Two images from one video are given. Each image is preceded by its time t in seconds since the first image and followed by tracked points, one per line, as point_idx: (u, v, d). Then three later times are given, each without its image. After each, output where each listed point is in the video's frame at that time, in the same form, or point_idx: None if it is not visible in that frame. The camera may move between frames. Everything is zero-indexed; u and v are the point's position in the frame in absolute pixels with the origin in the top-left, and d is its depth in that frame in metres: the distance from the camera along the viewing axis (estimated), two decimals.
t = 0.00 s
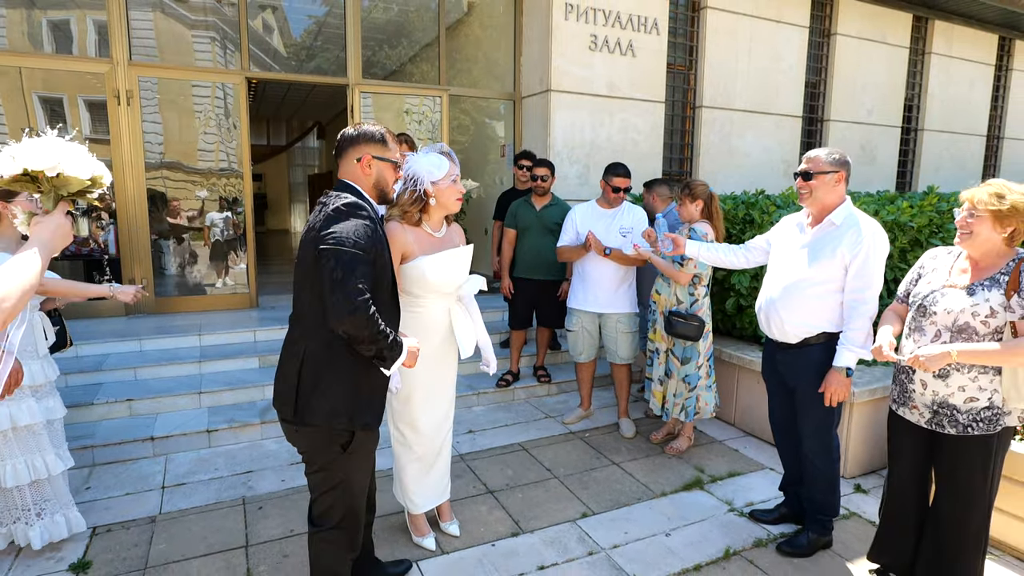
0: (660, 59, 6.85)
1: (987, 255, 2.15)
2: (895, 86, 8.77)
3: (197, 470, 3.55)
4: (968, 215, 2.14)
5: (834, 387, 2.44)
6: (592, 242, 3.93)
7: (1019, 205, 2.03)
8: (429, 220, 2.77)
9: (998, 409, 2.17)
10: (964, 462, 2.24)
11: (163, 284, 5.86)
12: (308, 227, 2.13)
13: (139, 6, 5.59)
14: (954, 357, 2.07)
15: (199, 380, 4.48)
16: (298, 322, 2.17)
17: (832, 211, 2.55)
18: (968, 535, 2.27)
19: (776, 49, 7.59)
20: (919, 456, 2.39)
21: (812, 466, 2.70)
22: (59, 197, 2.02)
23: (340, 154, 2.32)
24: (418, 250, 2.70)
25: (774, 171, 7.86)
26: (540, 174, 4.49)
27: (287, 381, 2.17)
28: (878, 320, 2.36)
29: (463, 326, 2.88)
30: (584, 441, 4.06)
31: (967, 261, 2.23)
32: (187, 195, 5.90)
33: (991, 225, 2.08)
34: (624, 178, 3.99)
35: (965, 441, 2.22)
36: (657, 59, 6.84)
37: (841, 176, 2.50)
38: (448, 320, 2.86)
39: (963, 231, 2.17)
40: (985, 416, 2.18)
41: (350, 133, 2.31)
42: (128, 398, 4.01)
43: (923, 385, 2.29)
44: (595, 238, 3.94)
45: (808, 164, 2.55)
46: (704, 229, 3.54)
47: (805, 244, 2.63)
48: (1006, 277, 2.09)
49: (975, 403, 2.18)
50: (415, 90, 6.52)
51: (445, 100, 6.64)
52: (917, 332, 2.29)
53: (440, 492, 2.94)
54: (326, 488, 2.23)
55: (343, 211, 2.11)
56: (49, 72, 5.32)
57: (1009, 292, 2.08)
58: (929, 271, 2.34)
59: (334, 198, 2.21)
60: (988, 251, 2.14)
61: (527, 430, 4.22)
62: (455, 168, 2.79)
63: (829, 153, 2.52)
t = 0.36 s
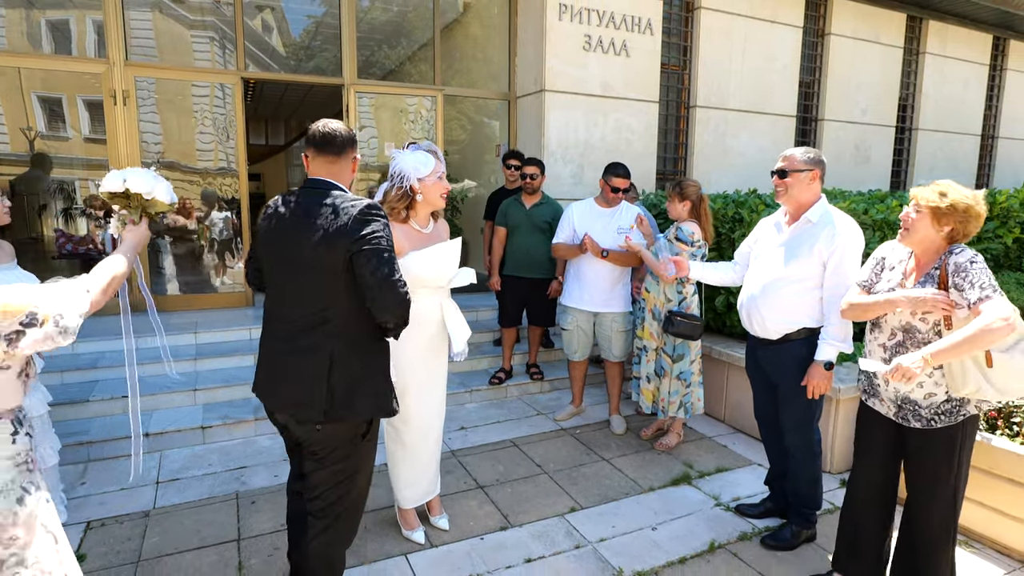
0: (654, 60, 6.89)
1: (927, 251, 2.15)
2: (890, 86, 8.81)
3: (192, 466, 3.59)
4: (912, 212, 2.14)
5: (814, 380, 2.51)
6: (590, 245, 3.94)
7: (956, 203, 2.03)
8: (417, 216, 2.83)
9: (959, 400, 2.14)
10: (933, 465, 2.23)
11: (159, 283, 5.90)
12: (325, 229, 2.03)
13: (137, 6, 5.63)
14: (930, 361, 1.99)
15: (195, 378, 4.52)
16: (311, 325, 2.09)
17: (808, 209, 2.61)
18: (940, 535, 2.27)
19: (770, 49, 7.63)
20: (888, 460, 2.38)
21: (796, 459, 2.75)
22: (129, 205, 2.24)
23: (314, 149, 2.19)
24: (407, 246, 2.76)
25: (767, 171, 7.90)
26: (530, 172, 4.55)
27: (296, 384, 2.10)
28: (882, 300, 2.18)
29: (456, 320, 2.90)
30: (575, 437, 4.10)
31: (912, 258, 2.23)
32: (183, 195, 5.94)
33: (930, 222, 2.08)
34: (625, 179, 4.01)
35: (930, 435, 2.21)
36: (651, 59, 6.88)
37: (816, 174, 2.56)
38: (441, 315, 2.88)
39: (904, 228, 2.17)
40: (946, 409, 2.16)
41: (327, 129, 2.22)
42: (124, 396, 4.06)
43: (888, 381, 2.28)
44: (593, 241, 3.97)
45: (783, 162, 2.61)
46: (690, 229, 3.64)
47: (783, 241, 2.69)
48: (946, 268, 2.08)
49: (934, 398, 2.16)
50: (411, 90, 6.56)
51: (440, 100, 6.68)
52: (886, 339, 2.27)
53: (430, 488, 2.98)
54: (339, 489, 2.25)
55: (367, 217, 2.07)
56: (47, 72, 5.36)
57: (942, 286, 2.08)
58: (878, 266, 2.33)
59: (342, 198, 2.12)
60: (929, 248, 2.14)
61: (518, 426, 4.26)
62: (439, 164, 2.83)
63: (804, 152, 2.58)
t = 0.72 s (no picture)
0: (651, 60, 6.93)
1: (861, 254, 2.22)
2: (887, 86, 8.85)
3: (193, 462, 3.63)
4: (837, 219, 2.22)
5: (806, 376, 2.59)
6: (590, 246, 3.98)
7: (874, 209, 2.11)
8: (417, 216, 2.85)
9: (906, 396, 2.15)
10: (892, 467, 2.24)
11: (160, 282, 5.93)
12: (313, 236, 2.05)
13: (138, 6, 5.67)
14: (926, 344, 1.99)
15: (194, 375, 4.55)
16: (301, 322, 2.14)
17: (796, 208, 2.66)
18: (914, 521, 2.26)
19: (767, 50, 7.67)
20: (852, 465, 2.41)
21: (788, 456, 2.79)
22: (206, 208, 2.64)
23: (281, 149, 2.19)
24: (408, 244, 2.77)
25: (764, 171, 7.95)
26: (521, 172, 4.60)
27: (293, 379, 2.14)
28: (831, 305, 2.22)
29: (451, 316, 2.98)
30: (572, 434, 4.14)
31: (852, 261, 2.29)
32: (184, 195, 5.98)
33: (855, 228, 2.16)
34: (624, 176, 4.04)
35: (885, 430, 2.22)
36: (649, 59, 6.92)
37: (797, 175, 2.63)
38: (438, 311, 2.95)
39: (835, 235, 2.25)
40: (896, 405, 2.17)
41: (292, 129, 2.23)
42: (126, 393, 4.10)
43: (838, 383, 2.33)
44: (594, 242, 4.01)
45: (769, 164, 2.68)
46: (683, 229, 3.65)
47: (771, 239, 2.74)
48: (880, 266, 2.12)
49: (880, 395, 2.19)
50: (410, 90, 6.60)
51: (439, 100, 6.72)
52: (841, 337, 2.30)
53: (431, 484, 3.03)
54: (339, 473, 2.33)
55: (353, 223, 2.14)
56: (47, 72, 5.39)
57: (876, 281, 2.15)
58: (826, 274, 2.40)
59: (321, 203, 2.13)
60: (862, 252, 2.21)
61: (515, 424, 4.30)
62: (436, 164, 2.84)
63: (786, 154, 2.65)
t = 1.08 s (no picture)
0: (651, 60, 6.96)
1: (835, 255, 2.23)
2: (886, 86, 8.88)
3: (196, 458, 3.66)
4: (808, 224, 2.24)
5: (787, 368, 2.59)
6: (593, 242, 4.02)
7: (838, 213, 2.12)
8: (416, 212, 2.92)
9: (872, 390, 2.16)
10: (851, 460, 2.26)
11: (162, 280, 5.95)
12: (290, 238, 2.09)
13: (139, 5, 5.70)
14: (879, 338, 2.03)
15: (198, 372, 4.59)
16: (281, 319, 2.17)
17: (792, 207, 2.70)
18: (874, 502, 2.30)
19: (767, 50, 7.70)
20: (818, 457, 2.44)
21: (784, 452, 2.82)
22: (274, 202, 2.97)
23: (259, 149, 2.24)
24: (404, 240, 2.83)
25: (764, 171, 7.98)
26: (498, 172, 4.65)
27: (288, 371, 2.18)
28: (798, 297, 2.33)
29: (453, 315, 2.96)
30: (572, 431, 4.17)
31: (831, 259, 2.30)
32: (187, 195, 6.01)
33: (824, 232, 2.18)
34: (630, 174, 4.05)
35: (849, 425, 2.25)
36: (649, 59, 6.95)
37: (791, 174, 2.66)
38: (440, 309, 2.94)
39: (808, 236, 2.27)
40: (862, 399, 2.19)
41: (271, 130, 2.27)
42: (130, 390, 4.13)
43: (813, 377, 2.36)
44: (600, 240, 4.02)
45: (764, 164, 2.73)
46: (683, 228, 3.68)
47: (767, 237, 2.77)
48: (851, 265, 2.14)
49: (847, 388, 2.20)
50: (411, 90, 6.63)
51: (440, 100, 6.75)
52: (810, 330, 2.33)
53: (430, 482, 3.04)
54: (339, 462, 2.36)
55: (328, 227, 2.18)
56: (47, 72, 5.43)
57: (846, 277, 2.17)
58: (808, 271, 2.43)
59: (299, 206, 2.18)
60: (836, 251, 2.23)
61: (516, 421, 4.33)
62: (439, 161, 2.85)
63: (782, 153, 2.69)
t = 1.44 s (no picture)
0: (651, 59, 6.98)
1: (843, 245, 2.22)
2: (886, 86, 8.90)
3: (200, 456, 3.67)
4: (822, 209, 2.24)
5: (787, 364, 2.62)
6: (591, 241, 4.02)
7: (854, 196, 2.11)
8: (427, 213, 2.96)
9: (844, 392, 2.18)
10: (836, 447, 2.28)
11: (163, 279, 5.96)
12: (281, 230, 2.11)
13: (140, 5, 5.72)
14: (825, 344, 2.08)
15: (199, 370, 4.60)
16: (273, 316, 2.19)
17: (793, 205, 2.73)
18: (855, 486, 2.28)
19: (768, 50, 7.72)
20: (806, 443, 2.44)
21: (785, 448, 2.84)
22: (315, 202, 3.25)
23: (250, 145, 2.26)
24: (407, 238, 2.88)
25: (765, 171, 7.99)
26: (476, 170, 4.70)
27: (293, 367, 2.19)
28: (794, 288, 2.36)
29: (451, 317, 2.92)
30: (574, 429, 4.19)
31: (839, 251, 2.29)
32: (189, 195, 6.02)
33: (836, 216, 2.17)
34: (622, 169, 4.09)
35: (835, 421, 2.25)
36: (649, 58, 6.96)
37: (793, 172, 2.68)
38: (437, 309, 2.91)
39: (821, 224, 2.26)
40: (835, 399, 2.21)
41: (263, 128, 2.29)
42: (132, 388, 4.15)
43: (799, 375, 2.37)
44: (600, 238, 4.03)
45: (767, 164, 2.75)
46: (683, 226, 3.70)
47: (768, 235, 2.79)
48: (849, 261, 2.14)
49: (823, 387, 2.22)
50: (412, 89, 6.64)
51: (441, 99, 6.76)
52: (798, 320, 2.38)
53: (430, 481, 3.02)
54: (339, 458, 2.37)
55: (318, 219, 2.18)
56: (47, 71, 5.44)
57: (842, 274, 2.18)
58: (812, 267, 2.45)
59: (290, 201, 2.19)
60: (844, 241, 2.21)
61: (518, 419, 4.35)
62: (433, 160, 2.87)
63: (783, 151, 2.71)
